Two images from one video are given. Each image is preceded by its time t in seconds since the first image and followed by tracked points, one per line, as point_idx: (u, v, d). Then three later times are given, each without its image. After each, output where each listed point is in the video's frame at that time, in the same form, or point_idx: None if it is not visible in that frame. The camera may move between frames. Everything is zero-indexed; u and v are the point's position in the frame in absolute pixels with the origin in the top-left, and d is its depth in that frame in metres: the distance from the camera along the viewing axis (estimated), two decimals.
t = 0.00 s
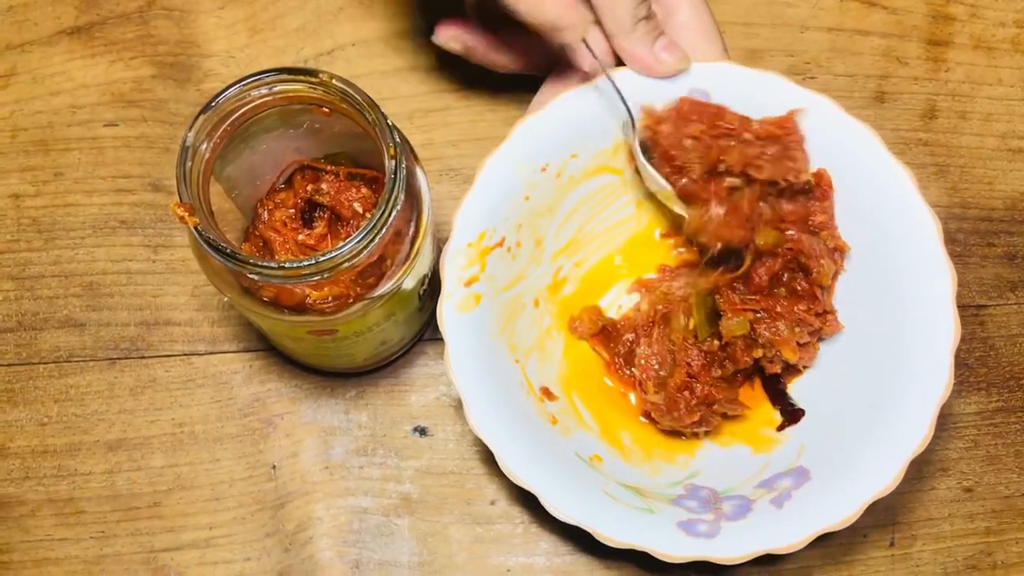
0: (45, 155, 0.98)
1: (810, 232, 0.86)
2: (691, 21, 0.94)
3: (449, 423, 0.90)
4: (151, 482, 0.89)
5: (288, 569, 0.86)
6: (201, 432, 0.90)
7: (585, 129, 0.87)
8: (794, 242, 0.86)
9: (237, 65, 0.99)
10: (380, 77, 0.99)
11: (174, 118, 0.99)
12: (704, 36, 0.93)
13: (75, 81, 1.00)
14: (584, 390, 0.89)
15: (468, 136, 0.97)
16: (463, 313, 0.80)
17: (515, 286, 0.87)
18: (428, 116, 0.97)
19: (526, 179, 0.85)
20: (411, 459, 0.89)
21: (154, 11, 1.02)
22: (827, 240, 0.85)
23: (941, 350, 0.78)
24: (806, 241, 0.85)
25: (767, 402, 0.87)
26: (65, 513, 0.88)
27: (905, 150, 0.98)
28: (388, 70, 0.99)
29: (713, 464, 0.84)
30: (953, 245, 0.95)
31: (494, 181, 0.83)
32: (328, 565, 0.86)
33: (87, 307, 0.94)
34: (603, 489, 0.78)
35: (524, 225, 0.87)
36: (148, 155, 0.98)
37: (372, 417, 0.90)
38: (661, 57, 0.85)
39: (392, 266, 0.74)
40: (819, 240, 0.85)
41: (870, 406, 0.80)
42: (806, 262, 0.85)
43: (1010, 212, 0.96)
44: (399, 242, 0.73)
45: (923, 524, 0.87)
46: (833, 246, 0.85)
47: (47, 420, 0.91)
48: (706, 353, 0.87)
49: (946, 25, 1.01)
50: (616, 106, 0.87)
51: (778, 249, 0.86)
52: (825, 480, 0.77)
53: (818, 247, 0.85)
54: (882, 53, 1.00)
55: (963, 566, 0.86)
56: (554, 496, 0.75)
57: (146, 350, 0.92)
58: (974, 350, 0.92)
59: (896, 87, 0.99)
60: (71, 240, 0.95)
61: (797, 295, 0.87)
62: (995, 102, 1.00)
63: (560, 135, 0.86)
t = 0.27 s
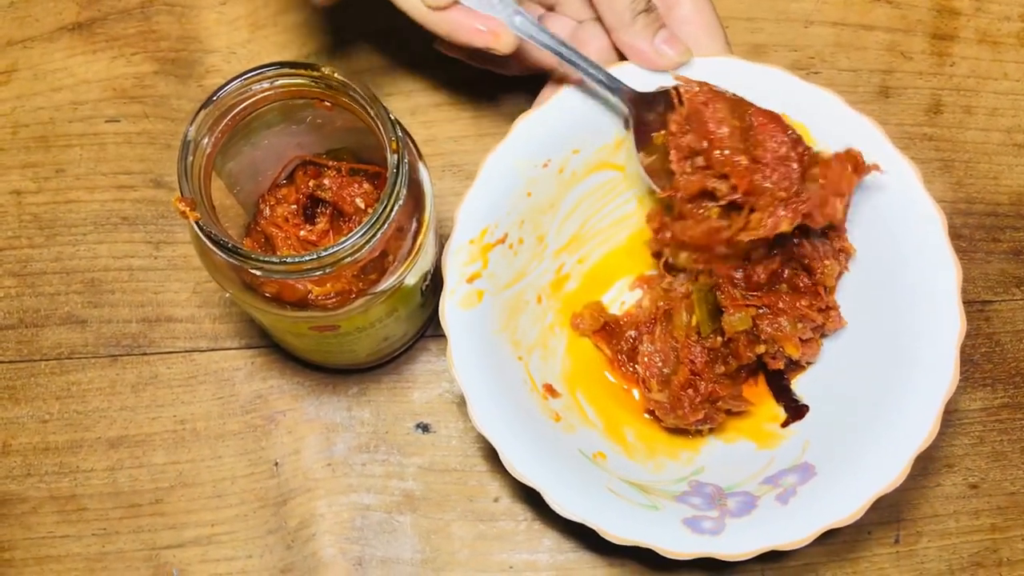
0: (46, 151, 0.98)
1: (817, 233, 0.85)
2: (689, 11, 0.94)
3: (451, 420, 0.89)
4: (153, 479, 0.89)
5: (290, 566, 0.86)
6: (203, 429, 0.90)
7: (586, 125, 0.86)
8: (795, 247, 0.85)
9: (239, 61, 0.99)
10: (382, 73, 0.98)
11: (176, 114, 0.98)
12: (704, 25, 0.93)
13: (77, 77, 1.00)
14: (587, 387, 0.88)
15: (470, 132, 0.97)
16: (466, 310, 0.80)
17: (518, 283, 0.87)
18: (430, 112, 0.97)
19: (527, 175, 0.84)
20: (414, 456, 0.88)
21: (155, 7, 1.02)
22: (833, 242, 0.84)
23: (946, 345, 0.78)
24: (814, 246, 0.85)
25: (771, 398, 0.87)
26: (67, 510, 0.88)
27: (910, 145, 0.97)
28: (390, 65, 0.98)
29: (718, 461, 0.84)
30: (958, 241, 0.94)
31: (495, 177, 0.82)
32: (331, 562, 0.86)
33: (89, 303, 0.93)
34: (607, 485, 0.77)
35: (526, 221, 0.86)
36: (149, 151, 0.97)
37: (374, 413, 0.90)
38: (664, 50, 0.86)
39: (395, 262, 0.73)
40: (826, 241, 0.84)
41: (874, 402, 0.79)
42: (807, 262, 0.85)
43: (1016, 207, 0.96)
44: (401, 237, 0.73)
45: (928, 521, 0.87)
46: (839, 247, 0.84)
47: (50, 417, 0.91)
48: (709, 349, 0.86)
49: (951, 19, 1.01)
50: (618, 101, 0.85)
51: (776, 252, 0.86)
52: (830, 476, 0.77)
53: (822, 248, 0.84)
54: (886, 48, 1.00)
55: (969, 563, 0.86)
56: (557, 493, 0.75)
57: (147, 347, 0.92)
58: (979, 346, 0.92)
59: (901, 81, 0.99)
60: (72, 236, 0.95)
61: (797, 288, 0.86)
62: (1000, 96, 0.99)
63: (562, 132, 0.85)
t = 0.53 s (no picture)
0: (45, 150, 0.97)
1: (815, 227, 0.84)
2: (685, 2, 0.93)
3: (452, 419, 0.89)
4: (153, 479, 0.88)
5: (291, 566, 0.85)
6: (203, 429, 0.89)
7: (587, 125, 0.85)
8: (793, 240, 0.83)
9: (238, 59, 0.99)
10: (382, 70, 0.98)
11: (175, 112, 0.98)
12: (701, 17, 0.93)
13: (76, 75, 0.99)
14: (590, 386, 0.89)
15: (471, 129, 0.96)
16: (466, 311, 0.79)
17: (518, 283, 0.86)
18: (431, 110, 0.97)
19: (526, 174, 0.83)
20: (414, 455, 0.88)
21: (154, 5, 1.01)
22: (832, 237, 0.84)
23: (948, 342, 0.77)
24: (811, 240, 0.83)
25: (772, 396, 0.86)
26: (66, 510, 0.88)
27: (912, 143, 0.97)
28: (390, 63, 0.98)
29: (719, 460, 0.84)
30: (961, 239, 0.94)
31: (494, 176, 0.82)
32: (331, 562, 0.86)
33: (88, 303, 0.93)
34: (609, 486, 0.77)
35: (525, 220, 0.86)
36: (148, 150, 0.97)
37: (374, 413, 0.89)
38: (661, 46, 0.84)
39: (395, 261, 0.73)
40: (825, 235, 0.83)
41: (875, 399, 0.79)
42: (805, 256, 0.84)
43: (1019, 205, 0.95)
44: (401, 236, 0.72)
45: (931, 520, 0.86)
46: (839, 242, 0.84)
47: (49, 417, 0.90)
48: (709, 347, 0.86)
49: (954, 16, 1.00)
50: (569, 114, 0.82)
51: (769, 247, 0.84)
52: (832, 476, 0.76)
53: (821, 242, 0.83)
54: (889, 45, 0.99)
55: (972, 563, 0.85)
56: (559, 493, 0.75)
57: (147, 346, 0.92)
58: (982, 345, 0.91)
59: (904, 79, 0.98)
60: (71, 235, 0.95)
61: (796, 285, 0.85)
62: (1004, 93, 0.98)
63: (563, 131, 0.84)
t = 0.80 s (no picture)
0: (43, 146, 0.97)
1: (818, 228, 0.85)
2: None
3: (451, 416, 0.89)
4: (151, 475, 0.88)
5: (289, 562, 0.85)
6: (201, 425, 0.89)
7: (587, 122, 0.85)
8: (801, 242, 0.84)
9: (237, 56, 0.98)
10: (381, 67, 0.98)
11: (174, 109, 0.98)
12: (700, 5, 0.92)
13: (74, 72, 0.99)
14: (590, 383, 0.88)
15: (470, 126, 0.96)
16: (466, 305, 0.80)
17: (518, 279, 0.86)
18: (430, 106, 0.96)
19: (527, 170, 0.84)
20: (413, 452, 0.88)
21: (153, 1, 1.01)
22: (836, 238, 0.84)
23: (949, 342, 0.78)
24: (818, 241, 0.84)
25: (772, 399, 0.86)
26: (65, 507, 0.88)
27: (912, 140, 0.96)
28: (389, 60, 0.98)
29: (719, 458, 0.83)
30: (960, 236, 0.94)
31: (494, 172, 0.82)
32: (330, 559, 0.85)
33: (87, 299, 0.93)
34: (606, 482, 0.77)
35: (526, 217, 0.86)
36: (147, 146, 0.97)
37: (373, 410, 0.89)
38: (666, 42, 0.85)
39: (393, 257, 0.73)
40: (828, 236, 0.84)
41: (875, 398, 0.79)
42: (812, 258, 0.84)
43: (1019, 202, 0.95)
44: (399, 231, 0.72)
45: (929, 517, 0.86)
46: (842, 242, 0.84)
47: (47, 413, 0.90)
48: (716, 360, 0.84)
49: (953, 13, 1.00)
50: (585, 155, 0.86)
51: (787, 253, 0.84)
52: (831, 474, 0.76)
53: (827, 245, 0.84)
54: (888, 42, 0.99)
55: (970, 560, 0.85)
56: (557, 489, 0.75)
57: (145, 343, 0.92)
58: (981, 342, 0.91)
59: (903, 76, 0.98)
60: (70, 232, 0.94)
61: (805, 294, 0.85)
62: (1003, 90, 0.98)
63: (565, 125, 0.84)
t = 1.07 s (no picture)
0: (32, 141, 0.97)
1: (794, 218, 0.86)
2: None
3: (440, 413, 0.89)
4: (139, 471, 0.88)
5: (277, 560, 0.85)
6: (189, 422, 0.89)
7: (560, 122, 0.86)
8: (776, 232, 0.86)
9: (227, 51, 0.98)
10: (372, 62, 0.97)
11: (163, 104, 0.97)
12: None
13: (63, 66, 0.99)
14: (580, 386, 0.87)
15: (460, 122, 0.96)
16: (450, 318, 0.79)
17: (501, 286, 0.86)
18: (420, 102, 0.96)
19: (505, 175, 0.84)
20: (402, 449, 0.88)
21: None
22: (813, 227, 0.85)
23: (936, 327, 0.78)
24: (794, 230, 0.85)
25: (761, 389, 0.85)
26: (51, 503, 0.87)
27: (903, 138, 0.96)
28: (380, 55, 0.97)
29: (712, 454, 0.83)
30: (951, 234, 0.94)
31: (471, 181, 0.82)
32: (317, 556, 0.85)
33: (75, 295, 0.92)
34: (603, 487, 0.77)
35: (506, 223, 0.86)
36: (136, 141, 0.96)
37: (362, 407, 0.89)
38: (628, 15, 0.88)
39: (380, 251, 0.72)
40: (805, 225, 0.86)
41: (866, 389, 0.79)
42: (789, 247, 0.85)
43: (1010, 201, 0.95)
44: (386, 226, 0.72)
45: (919, 516, 0.86)
46: (820, 230, 0.85)
47: (34, 409, 0.90)
48: (703, 353, 0.84)
49: (946, 11, 1.00)
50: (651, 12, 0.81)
51: (763, 243, 0.86)
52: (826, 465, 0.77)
53: (803, 234, 0.85)
54: (881, 39, 0.99)
55: (960, 558, 0.85)
56: (553, 497, 0.75)
57: (133, 339, 0.91)
58: (972, 341, 0.91)
59: (895, 73, 0.98)
60: (58, 227, 0.94)
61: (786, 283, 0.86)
62: (995, 89, 0.98)
63: (537, 126, 0.85)
